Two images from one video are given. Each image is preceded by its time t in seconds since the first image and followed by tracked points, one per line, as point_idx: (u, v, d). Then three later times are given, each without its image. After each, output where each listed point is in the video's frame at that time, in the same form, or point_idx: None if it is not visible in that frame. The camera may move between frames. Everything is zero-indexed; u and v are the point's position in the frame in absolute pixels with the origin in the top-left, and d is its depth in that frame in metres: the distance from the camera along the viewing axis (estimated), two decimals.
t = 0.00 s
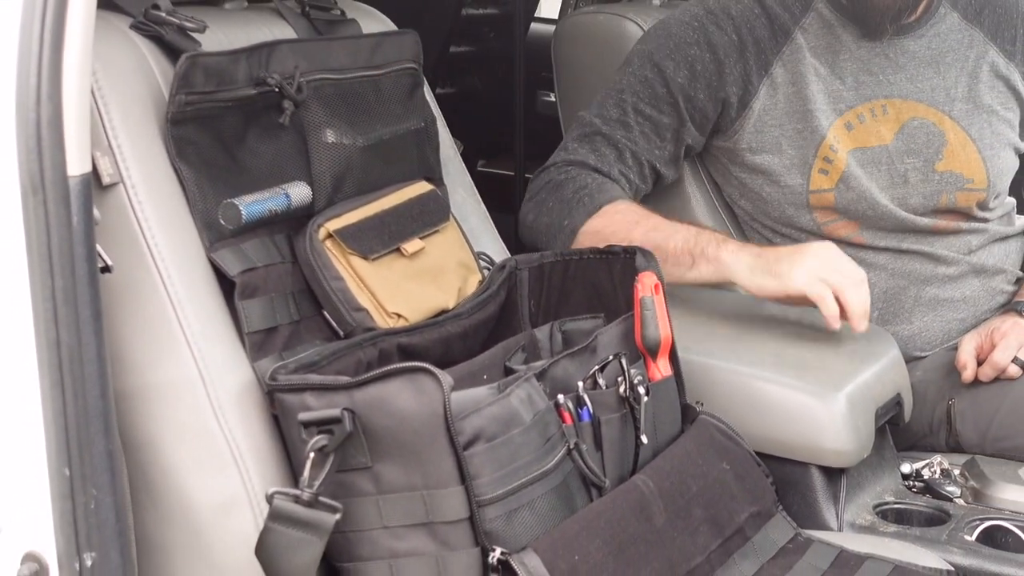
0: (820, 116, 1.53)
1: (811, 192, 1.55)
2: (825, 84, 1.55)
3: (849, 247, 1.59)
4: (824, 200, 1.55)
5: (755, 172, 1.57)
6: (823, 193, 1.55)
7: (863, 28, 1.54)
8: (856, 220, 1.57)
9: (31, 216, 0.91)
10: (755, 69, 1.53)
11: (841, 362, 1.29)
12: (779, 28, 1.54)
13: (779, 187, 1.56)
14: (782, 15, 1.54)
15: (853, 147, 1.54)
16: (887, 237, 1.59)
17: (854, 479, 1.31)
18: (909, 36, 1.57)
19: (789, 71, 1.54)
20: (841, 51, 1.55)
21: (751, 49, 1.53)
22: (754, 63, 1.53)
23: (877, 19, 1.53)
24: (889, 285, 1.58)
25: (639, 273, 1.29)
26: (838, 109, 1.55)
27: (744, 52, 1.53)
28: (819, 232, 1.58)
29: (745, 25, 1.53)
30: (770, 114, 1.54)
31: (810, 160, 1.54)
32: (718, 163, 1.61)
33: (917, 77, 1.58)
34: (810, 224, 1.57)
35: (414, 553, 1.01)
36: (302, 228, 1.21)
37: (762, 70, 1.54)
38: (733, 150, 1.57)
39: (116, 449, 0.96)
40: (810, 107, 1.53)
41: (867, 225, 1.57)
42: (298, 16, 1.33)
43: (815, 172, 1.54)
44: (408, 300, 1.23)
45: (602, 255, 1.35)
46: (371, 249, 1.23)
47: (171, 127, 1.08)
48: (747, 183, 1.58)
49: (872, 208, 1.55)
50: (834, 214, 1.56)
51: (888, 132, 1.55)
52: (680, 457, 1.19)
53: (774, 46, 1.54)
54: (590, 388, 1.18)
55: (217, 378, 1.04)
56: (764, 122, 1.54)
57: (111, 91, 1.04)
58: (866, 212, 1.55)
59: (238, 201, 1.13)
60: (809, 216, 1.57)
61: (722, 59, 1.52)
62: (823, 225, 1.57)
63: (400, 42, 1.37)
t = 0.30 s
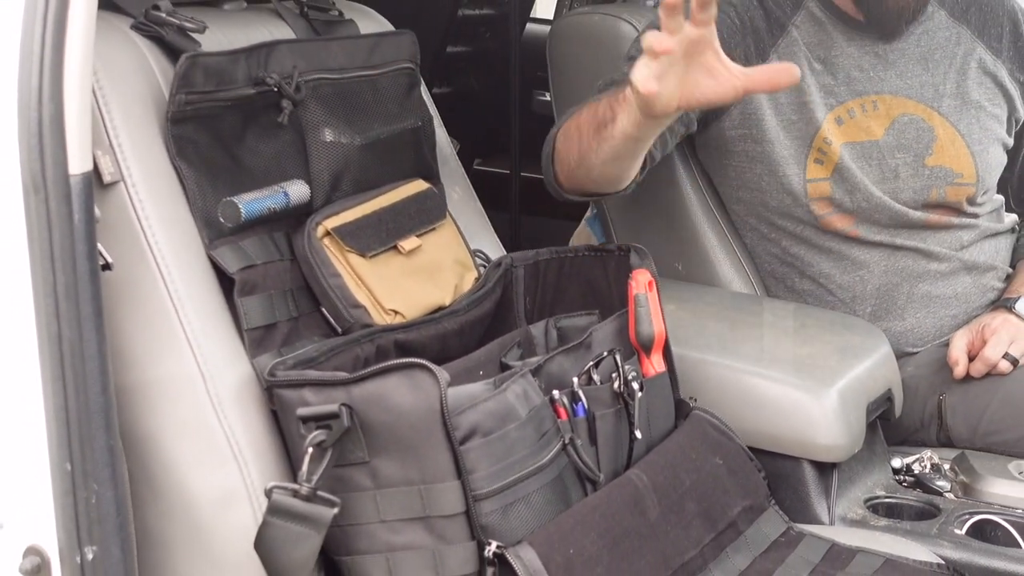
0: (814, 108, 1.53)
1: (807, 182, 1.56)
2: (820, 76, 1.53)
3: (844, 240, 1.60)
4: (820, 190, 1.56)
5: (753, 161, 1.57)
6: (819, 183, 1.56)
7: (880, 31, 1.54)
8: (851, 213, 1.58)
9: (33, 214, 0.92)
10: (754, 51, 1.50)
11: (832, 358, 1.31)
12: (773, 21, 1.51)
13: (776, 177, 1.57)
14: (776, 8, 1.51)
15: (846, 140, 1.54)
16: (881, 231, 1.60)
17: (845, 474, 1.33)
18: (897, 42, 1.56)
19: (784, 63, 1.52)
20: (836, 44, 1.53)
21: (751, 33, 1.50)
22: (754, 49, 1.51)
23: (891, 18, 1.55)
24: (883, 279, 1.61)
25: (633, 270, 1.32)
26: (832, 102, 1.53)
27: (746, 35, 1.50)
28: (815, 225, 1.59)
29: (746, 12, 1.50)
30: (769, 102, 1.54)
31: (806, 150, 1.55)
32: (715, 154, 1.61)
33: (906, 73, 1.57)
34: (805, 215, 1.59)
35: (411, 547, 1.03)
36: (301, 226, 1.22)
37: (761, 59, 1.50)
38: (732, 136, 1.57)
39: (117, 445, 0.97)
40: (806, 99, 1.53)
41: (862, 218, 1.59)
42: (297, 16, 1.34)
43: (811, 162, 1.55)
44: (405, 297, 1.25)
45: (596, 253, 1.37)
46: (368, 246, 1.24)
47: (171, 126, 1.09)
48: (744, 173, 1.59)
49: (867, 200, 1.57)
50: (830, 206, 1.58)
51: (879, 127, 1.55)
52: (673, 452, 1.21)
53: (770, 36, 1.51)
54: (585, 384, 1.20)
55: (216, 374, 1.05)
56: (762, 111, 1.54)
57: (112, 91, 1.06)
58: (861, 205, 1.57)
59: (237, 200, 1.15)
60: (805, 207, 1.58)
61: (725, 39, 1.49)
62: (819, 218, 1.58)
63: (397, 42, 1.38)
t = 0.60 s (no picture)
0: (810, 99, 1.58)
1: (802, 174, 1.59)
2: (814, 69, 1.59)
3: (839, 234, 1.61)
4: (815, 182, 1.59)
5: (750, 153, 1.60)
6: (815, 174, 1.59)
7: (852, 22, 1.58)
8: (846, 206, 1.60)
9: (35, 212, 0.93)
10: (753, 43, 1.58)
11: (824, 354, 1.33)
12: (767, 16, 1.58)
13: (769, 169, 1.59)
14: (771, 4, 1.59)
15: (841, 133, 1.58)
16: (875, 226, 1.62)
17: (837, 469, 1.34)
18: (889, 31, 1.60)
19: (780, 55, 1.59)
20: (829, 42, 1.58)
21: (752, 25, 1.58)
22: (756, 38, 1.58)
23: (868, 14, 1.57)
24: (876, 273, 1.62)
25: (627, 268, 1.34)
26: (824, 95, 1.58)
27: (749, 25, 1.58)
28: (810, 218, 1.61)
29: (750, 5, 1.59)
30: (766, 94, 1.59)
31: (802, 142, 1.58)
32: (710, 147, 1.63)
33: (900, 67, 1.60)
34: (800, 208, 1.61)
35: (408, 541, 1.04)
36: (300, 224, 1.24)
37: (759, 49, 1.58)
38: (730, 126, 1.60)
39: (118, 440, 0.98)
40: (801, 93, 1.58)
41: (857, 212, 1.61)
42: (295, 17, 1.35)
43: (807, 155, 1.58)
44: (402, 294, 1.26)
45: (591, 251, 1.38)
46: (365, 244, 1.25)
47: (171, 125, 1.10)
48: (739, 166, 1.61)
49: (861, 191, 1.59)
50: (825, 199, 1.60)
51: (872, 120, 1.58)
52: (667, 448, 1.22)
53: (767, 30, 1.59)
54: (580, 380, 1.21)
55: (216, 371, 1.06)
56: (760, 100, 1.58)
57: (113, 90, 1.07)
58: (856, 197, 1.59)
59: (237, 198, 1.16)
60: (800, 200, 1.60)
61: (727, 29, 1.57)
62: (813, 211, 1.60)
63: (395, 42, 1.40)
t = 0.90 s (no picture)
0: (801, 104, 1.56)
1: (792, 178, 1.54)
2: (804, 73, 1.58)
3: (830, 237, 1.61)
4: (807, 187, 1.53)
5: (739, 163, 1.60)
6: (806, 179, 1.52)
7: (844, 22, 1.56)
8: (837, 209, 1.58)
9: (36, 210, 0.94)
10: (735, 56, 1.59)
11: (815, 350, 1.34)
12: (756, 23, 1.59)
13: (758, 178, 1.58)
14: (759, 11, 1.59)
15: (831, 136, 1.55)
16: (866, 227, 1.61)
17: (829, 463, 1.36)
18: (881, 34, 1.58)
19: (768, 60, 1.59)
20: (816, 43, 1.58)
21: (732, 40, 1.59)
22: (732, 50, 1.59)
23: (857, 14, 1.55)
24: (868, 273, 1.62)
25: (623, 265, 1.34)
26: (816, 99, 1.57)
27: (725, 40, 1.59)
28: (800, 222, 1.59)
29: (728, 19, 1.59)
30: (752, 102, 1.58)
31: (790, 149, 1.55)
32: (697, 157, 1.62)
33: (891, 69, 1.58)
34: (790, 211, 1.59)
35: (405, 535, 1.06)
36: (298, 222, 1.25)
37: (742, 61, 1.59)
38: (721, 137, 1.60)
39: (118, 435, 1.00)
40: (793, 99, 1.57)
41: (847, 216, 1.59)
42: (294, 18, 1.37)
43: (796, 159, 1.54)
44: (399, 291, 1.27)
45: (587, 248, 1.39)
46: (363, 242, 1.27)
47: (171, 124, 1.12)
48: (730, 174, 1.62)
49: (851, 195, 1.56)
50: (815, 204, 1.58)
51: (864, 122, 1.55)
52: (661, 443, 1.24)
53: (752, 39, 1.59)
54: (575, 376, 1.23)
55: (216, 367, 1.08)
56: (745, 113, 1.59)
57: (114, 90, 1.08)
58: (845, 200, 1.57)
59: (236, 197, 1.17)
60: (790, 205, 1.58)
61: (704, 51, 1.59)
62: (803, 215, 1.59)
63: (393, 43, 1.41)
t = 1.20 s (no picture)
0: (791, 110, 1.59)
1: (785, 184, 1.61)
2: (794, 77, 1.61)
3: (823, 239, 1.65)
4: (797, 192, 1.61)
5: (731, 168, 1.63)
6: (797, 184, 1.61)
7: (818, 23, 1.61)
8: (830, 210, 1.63)
9: (39, 208, 0.95)
10: (726, 67, 1.60)
11: (807, 347, 1.36)
12: (746, 31, 1.60)
13: (751, 183, 1.62)
14: (748, 18, 1.60)
15: (822, 140, 1.61)
16: (859, 227, 1.65)
17: (820, 458, 1.38)
18: (868, 36, 1.63)
19: (758, 68, 1.60)
20: (806, 49, 1.61)
21: (721, 49, 1.59)
22: (723, 65, 1.59)
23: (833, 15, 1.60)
24: (862, 272, 1.65)
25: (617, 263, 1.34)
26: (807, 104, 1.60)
27: (716, 53, 1.59)
28: (795, 225, 1.64)
29: (718, 29, 1.60)
30: (740, 112, 1.60)
31: (783, 153, 1.60)
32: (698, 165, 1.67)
33: (880, 73, 1.64)
34: (785, 215, 1.63)
35: (403, 529, 1.07)
36: (297, 220, 1.27)
37: (733, 72, 1.60)
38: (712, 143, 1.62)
39: (120, 430, 1.01)
40: (781, 105, 1.59)
41: (840, 218, 1.64)
42: (294, 20, 1.38)
43: (788, 165, 1.60)
44: (397, 288, 1.29)
45: (581, 246, 1.39)
46: (362, 240, 1.28)
47: (172, 123, 1.13)
48: (722, 180, 1.65)
49: (843, 198, 1.62)
50: (808, 206, 1.63)
51: (854, 125, 1.62)
52: (655, 438, 1.25)
53: (742, 49, 1.60)
54: (571, 371, 1.24)
55: (216, 364, 1.09)
56: (736, 122, 1.61)
57: (115, 89, 1.09)
58: (838, 204, 1.62)
59: (235, 195, 1.18)
60: (784, 209, 1.63)
61: (697, 65, 1.59)
62: (797, 217, 1.63)
63: (390, 43, 1.43)
